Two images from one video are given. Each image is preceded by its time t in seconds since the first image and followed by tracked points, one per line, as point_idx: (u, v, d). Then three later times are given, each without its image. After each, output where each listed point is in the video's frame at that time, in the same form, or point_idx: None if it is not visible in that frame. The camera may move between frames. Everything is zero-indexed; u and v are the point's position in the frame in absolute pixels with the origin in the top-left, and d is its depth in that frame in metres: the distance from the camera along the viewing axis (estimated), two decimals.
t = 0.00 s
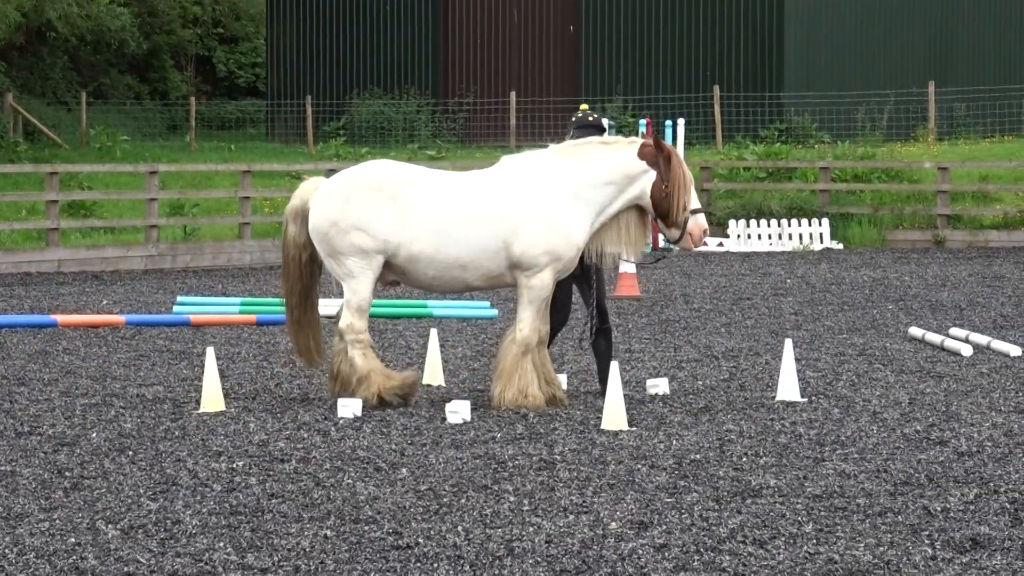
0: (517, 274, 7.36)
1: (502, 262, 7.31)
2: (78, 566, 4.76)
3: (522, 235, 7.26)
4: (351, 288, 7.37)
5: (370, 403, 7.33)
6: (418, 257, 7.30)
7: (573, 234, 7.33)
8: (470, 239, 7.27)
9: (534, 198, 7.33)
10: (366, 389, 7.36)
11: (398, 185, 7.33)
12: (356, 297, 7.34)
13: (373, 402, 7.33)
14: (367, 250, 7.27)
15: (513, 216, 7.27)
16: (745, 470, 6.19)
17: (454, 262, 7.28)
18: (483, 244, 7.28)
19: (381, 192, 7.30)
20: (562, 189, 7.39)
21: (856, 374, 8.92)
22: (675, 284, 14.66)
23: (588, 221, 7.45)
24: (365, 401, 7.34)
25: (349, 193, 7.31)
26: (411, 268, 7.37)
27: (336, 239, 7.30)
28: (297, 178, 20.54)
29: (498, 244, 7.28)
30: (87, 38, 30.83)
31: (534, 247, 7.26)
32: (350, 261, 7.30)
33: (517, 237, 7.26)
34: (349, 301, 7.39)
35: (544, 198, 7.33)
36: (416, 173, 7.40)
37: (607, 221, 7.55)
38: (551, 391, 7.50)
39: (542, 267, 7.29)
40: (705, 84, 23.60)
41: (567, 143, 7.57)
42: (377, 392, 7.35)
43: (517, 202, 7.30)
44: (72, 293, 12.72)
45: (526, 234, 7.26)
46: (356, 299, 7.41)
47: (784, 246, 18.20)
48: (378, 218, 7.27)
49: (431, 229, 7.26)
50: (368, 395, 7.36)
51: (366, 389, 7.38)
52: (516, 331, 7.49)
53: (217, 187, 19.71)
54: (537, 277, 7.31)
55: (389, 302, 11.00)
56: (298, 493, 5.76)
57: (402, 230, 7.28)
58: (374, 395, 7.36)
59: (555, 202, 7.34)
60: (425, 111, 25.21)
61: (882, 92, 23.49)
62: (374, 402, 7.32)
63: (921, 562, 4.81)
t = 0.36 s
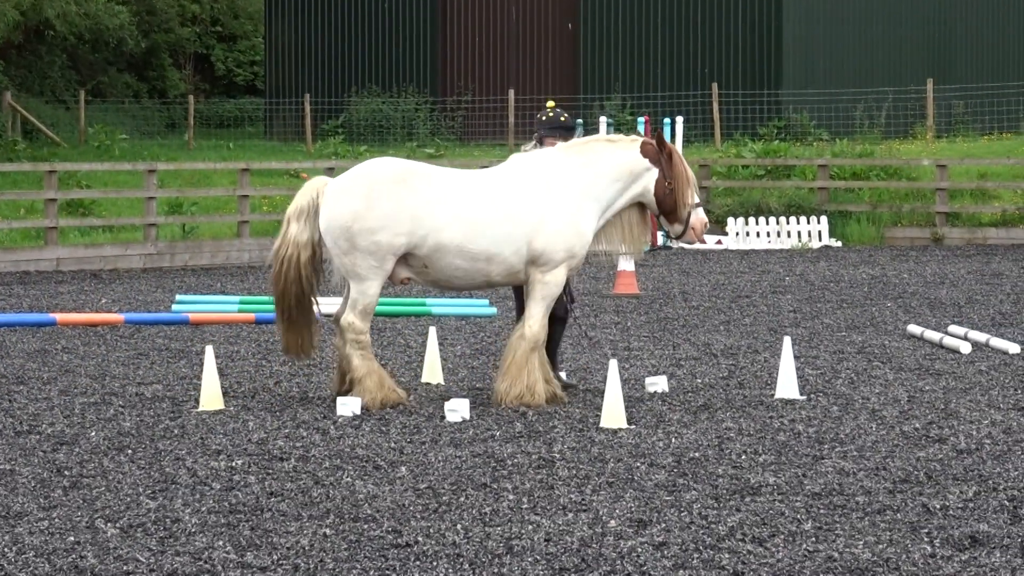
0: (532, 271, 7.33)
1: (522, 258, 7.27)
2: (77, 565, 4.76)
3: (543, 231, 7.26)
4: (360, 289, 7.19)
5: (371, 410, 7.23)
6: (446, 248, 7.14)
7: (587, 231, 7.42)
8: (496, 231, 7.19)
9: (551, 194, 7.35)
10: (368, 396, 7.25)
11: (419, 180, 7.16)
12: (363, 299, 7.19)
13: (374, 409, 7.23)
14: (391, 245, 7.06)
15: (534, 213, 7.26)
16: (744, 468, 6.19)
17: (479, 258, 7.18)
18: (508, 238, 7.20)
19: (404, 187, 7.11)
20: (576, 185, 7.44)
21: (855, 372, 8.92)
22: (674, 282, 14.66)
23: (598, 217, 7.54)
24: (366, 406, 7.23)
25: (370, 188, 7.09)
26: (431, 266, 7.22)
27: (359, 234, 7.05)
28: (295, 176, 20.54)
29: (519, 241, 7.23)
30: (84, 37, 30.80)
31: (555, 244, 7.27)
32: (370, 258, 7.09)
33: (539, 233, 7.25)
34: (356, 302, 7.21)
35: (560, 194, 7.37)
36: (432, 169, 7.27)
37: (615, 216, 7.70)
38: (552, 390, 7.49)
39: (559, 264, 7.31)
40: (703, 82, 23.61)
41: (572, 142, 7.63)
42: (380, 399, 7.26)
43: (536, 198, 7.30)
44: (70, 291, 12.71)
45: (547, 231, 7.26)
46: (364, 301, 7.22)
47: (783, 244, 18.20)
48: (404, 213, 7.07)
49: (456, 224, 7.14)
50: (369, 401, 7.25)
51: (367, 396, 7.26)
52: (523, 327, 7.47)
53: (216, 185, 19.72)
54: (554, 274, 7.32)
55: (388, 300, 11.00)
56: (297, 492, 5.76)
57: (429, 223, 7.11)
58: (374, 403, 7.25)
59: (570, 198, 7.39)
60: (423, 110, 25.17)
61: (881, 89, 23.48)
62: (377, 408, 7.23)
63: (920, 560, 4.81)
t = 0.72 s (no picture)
0: (538, 271, 7.35)
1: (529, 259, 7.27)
2: (80, 565, 4.74)
3: (550, 233, 7.28)
4: (369, 286, 7.13)
5: (374, 408, 7.20)
6: (457, 248, 7.11)
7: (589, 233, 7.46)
8: (506, 232, 7.18)
9: (556, 195, 7.35)
10: (372, 394, 7.21)
11: (431, 178, 7.11)
12: (373, 296, 7.14)
13: (376, 408, 7.20)
14: (404, 243, 7.00)
15: (542, 213, 7.27)
16: (747, 467, 6.16)
17: (490, 258, 7.15)
18: (518, 238, 7.20)
19: (417, 184, 7.04)
20: (579, 187, 7.46)
21: (857, 372, 8.90)
22: (676, 281, 14.64)
23: (598, 219, 7.57)
24: (368, 406, 7.20)
25: (385, 184, 7.00)
26: (440, 266, 7.19)
27: (372, 232, 6.97)
28: (298, 175, 20.52)
29: (527, 241, 7.23)
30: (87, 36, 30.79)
31: (561, 245, 7.31)
32: (383, 256, 7.02)
33: (545, 235, 7.27)
34: (364, 298, 7.15)
35: (564, 195, 7.38)
36: (442, 166, 7.21)
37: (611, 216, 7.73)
38: (555, 390, 7.48)
39: (563, 265, 7.36)
40: (706, 80, 23.60)
41: (574, 141, 7.62)
42: (384, 398, 7.23)
43: (544, 198, 7.30)
44: (73, 290, 12.70)
45: (554, 232, 7.29)
46: (374, 298, 7.15)
47: (785, 243, 18.16)
48: (417, 211, 7.02)
49: (468, 223, 7.12)
50: (373, 400, 7.21)
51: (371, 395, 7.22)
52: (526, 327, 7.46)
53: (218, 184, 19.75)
54: (559, 274, 7.36)
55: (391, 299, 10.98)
56: (300, 491, 5.74)
57: (441, 222, 7.07)
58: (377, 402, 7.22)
59: (574, 200, 7.41)
60: (425, 109, 25.14)
61: (883, 89, 23.46)
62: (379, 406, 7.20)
63: (923, 560, 4.79)
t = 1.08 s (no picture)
0: (543, 273, 7.38)
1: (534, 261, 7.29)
2: (85, 566, 4.74)
3: (554, 235, 7.30)
4: (374, 289, 7.14)
5: (378, 410, 7.20)
6: (462, 250, 7.12)
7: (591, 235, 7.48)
8: (512, 235, 7.19)
9: (559, 198, 7.36)
10: (376, 396, 7.22)
11: (435, 180, 7.11)
12: (378, 298, 7.14)
13: (380, 409, 7.20)
14: (409, 246, 7.01)
15: (546, 215, 7.29)
16: (751, 468, 6.16)
17: (495, 260, 7.17)
18: (523, 240, 7.21)
19: (422, 186, 7.05)
20: (581, 189, 7.49)
21: (862, 373, 8.89)
22: (681, 282, 14.64)
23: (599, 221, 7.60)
24: (372, 407, 7.20)
25: (390, 187, 6.99)
26: (444, 268, 7.19)
27: (377, 235, 6.98)
28: (302, 177, 20.54)
29: (531, 243, 7.24)
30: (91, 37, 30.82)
31: (565, 247, 7.33)
32: (388, 259, 7.02)
33: (549, 237, 7.28)
34: (370, 300, 7.15)
35: (567, 198, 7.40)
36: (446, 168, 7.21)
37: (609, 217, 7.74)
38: (560, 390, 7.49)
39: (566, 267, 7.38)
40: (710, 81, 23.61)
41: (574, 144, 7.64)
42: (387, 400, 7.23)
43: (547, 200, 7.32)
44: (77, 292, 12.71)
45: (558, 234, 7.31)
46: (379, 300, 7.16)
47: (789, 244, 18.12)
48: (422, 213, 7.02)
49: (473, 226, 7.12)
50: (377, 402, 7.21)
51: (375, 396, 7.23)
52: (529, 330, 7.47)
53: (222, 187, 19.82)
54: (562, 277, 7.38)
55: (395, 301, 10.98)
56: (305, 493, 5.74)
57: (445, 224, 7.08)
58: (381, 404, 7.23)
59: (577, 203, 7.43)
60: (429, 110, 25.13)
61: (886, 90, 23.49)
62: (384, 408, 7.20)
63: (927, 560, 4.78)
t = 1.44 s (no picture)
0: (547, 275, 7.37)
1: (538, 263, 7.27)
2: (90, 569, 4.72)
3: (558, 236, 7.28)
4: (379, 291, 7.12)
5: (383, 412, 7.17)
6: (467, 252, 7.09)
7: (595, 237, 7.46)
8: (516, 236, 7.17)
9: (561, 201, 7.34)
10: (382, 398, 7.19)
11: (438, 182, 7.08)
12: (383, 300, 7.12)
13: (385, 412, 7.17)
14: (413, 249, 6.99)
15: (549, 217, 7.26)
16: (757, 470, 6.14)
17: (499, 262, 7.14)
18: (528, 242, 7.18)
19: (425, 189, 7.02)
20: (583, 191, 7.46)
21: (868, 373, 8.86)
22: (687, 283, 14.61)
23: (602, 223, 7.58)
24: (378, 409, 7.17)
25: (393, 189, 6.97)
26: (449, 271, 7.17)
27: (381, 238, 6.96)
28: (308, 179, 20.54)
29: (536, 245, 7.22)
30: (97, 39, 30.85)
31: (569, 249, 7.31)
32: (392, 262, 7.00)
33: (553, 239, 7.26)
34: (375, 302, 7.13)
35: (569, 200, 7.37)
36: (449, 170, 7.18)
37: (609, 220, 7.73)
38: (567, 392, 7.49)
39: (571, 269, 7.36)
40: (716, 82, 23.59)
41: (575, 147, 7.62)
42: (393, 402, 7.20)
43: (550, 202, 7.29)
44: (83, 294, 12.70)
45: (562, 236, 7.29)
46: (384, 302, 7.15)
47: (795, 245, 18.07)
48: (426, 215, 7.00)
49: (478, 227, 7.09)
50: (383, 405, 7.18)
51: (381, 399, 7.20)
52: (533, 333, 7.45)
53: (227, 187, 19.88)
54: (566, 279, 7.37)
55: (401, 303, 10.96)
56: (311, 494, 5.72)
57: (449, 226, 7.05)
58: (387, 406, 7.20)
59: (579, 205, 7.41)
60: (435, 111, 25.13)
61: (892, 91, 23.47)
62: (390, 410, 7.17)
63: (933, 561, 4.75)
